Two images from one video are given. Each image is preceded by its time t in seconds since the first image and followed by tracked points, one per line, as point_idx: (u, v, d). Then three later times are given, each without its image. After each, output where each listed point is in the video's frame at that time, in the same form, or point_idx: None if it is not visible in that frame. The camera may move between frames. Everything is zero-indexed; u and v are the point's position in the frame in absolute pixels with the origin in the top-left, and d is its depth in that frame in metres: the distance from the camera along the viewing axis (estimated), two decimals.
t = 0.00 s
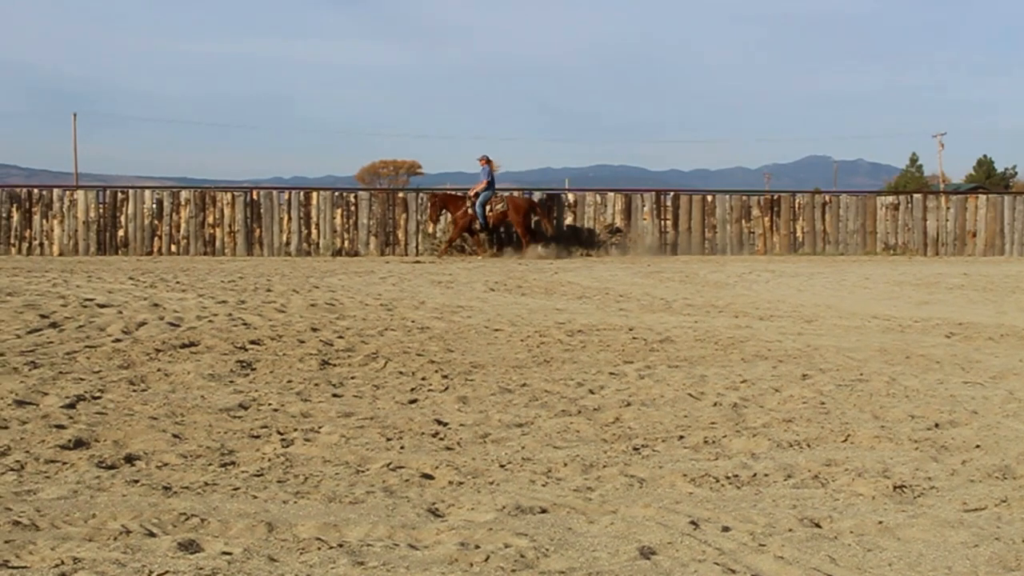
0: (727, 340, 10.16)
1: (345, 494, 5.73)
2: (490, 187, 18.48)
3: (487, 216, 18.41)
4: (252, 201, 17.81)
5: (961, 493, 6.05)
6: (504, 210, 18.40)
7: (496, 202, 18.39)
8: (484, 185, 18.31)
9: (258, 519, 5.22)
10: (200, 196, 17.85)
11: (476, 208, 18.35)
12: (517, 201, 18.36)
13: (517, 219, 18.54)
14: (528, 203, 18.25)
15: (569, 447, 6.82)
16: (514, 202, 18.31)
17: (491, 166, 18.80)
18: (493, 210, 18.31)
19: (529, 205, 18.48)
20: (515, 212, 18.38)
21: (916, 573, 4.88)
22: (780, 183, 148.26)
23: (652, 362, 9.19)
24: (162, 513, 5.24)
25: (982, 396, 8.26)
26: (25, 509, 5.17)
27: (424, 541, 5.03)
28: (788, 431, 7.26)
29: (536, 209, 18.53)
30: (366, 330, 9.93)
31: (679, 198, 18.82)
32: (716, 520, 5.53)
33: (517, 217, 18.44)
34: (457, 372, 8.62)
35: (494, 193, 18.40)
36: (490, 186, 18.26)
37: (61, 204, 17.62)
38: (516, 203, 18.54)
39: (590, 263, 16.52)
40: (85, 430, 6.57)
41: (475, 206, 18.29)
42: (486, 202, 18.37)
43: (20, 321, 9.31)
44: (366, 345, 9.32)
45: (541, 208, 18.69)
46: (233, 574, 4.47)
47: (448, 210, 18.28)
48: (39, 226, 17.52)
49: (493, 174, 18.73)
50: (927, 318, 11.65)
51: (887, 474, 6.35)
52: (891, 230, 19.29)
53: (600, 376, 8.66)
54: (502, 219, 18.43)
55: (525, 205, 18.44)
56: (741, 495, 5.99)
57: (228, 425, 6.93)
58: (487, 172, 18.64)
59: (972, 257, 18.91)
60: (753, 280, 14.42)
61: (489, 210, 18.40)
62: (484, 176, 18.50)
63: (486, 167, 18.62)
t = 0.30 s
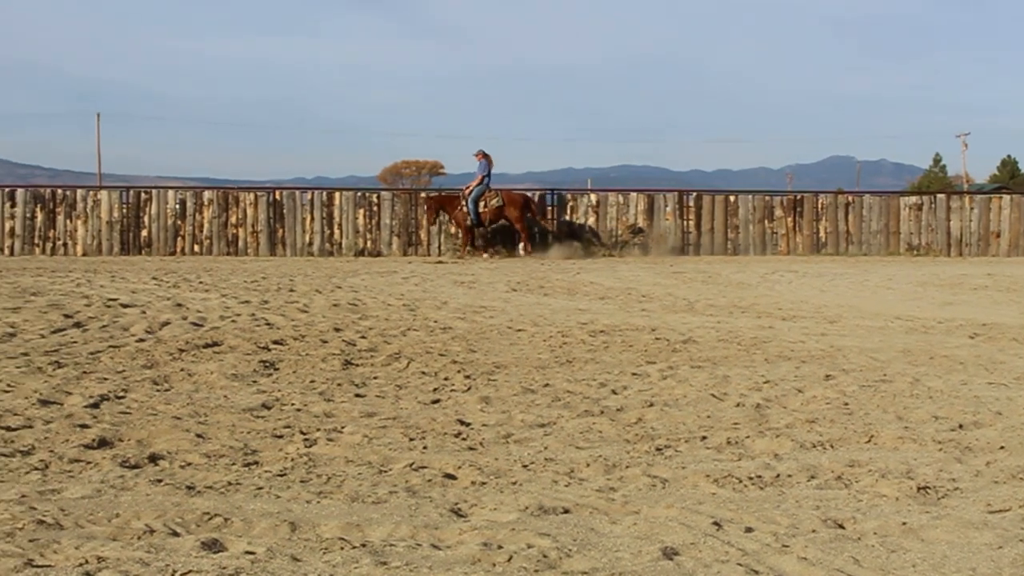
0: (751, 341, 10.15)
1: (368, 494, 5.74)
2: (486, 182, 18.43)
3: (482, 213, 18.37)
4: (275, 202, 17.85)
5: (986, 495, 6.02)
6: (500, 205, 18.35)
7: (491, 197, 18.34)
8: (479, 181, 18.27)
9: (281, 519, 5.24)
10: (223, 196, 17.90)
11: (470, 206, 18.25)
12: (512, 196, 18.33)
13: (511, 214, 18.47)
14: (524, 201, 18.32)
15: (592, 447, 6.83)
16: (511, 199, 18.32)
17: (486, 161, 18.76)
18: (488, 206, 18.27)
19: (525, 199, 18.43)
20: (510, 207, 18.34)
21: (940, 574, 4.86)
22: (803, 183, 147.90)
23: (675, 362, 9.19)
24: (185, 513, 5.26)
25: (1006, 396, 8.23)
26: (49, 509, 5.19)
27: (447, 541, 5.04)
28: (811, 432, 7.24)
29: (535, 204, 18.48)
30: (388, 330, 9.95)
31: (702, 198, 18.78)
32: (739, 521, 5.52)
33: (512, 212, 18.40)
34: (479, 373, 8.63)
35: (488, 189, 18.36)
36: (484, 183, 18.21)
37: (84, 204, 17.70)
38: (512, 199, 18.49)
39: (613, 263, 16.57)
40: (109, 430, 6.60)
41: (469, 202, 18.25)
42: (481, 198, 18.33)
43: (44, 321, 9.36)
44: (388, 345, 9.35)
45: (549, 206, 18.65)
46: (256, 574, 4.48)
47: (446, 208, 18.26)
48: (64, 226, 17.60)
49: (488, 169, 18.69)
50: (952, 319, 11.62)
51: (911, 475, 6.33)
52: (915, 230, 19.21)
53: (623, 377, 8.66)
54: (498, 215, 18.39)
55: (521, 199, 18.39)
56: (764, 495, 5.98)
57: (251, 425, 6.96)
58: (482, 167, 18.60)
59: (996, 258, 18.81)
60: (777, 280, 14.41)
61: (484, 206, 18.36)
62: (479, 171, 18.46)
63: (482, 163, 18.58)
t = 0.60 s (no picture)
0: (777, 341, 10.13)
1: (395, 494, 5.76)
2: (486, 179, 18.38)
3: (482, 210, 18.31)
4: (301, 202, 17.90)
5: (1014, 496, 5.99)
6: (499, 203, 18.29)
7: (491, 194, 18.28)
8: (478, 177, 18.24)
9: (308, 519, 5.26)
10: (249, 196, 17.95)
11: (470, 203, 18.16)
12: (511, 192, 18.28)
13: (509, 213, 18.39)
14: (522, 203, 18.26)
15: (618, 448, 6.83)
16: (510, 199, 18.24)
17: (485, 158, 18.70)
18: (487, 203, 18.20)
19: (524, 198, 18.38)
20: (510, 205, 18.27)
21: None
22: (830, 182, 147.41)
23: (701, 362, 9.18)
24: (212, 513, 5.29)
25: None
26: (77, 508, 5.23)
27: (474, 542, 5.05)
28: (838, 433, 7.22)
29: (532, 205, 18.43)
30: (414, 331, 9.98)
31: (728, 198, 18.75)
32: (766, 522, 5.51)
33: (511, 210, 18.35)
34: (505, 373, 8.64)
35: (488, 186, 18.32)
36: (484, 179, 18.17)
37: (111, 205, 17.76)
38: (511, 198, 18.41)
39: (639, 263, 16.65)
40: (136, 430, 6.64)
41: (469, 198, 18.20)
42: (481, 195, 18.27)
43: (72, 321, 9.43)
44: (414, 345, 9.37)
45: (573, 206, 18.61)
46: (283, 574, 4.50)
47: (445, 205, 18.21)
48: (91, 226, 17.68)
49: (486, 165, 18.66)
50: (980, 319, 11.57)
51: (938, 477, 6.30)
52: (942, 230, 19.12)
53: (649, 377, 8.65)
54: (497, 212, 18.33)
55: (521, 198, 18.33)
56: (791, 496, 5.96)
57: (278, 425, 6.99)
58: (481, 164, 18.55)
59: None
60: (803, 280, 14.40)
61: (485, 202, 18.30)
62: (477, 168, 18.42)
63: (480, 160, 18.54)
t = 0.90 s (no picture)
0: (814, 342, 10.08)
1: (431, 495, 5.78)
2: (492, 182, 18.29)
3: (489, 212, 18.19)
4: (337, 203, 17.98)
5: None
6: (506, 206, 18.17)
7: (499, 197, 18.18)
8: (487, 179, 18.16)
9: (344, 519, 5.29)
10: (286, 197, 18.03)
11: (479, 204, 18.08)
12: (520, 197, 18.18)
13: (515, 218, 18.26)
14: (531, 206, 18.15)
15: (654, 449, 6.82)
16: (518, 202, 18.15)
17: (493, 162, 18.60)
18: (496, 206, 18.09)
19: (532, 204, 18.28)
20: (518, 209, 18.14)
21: None
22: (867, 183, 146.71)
23: (737, 363, 9.16)
24: (249, 512, 5.32)
25: None
26: (115, 507, 5.27)
27: (509, 542, 5.06)
28: (875, 434, 7.18)
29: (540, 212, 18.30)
30: (450, 331, 10.00)
31: (764, 198, 18.69)
32: (803, 524, 5.49)
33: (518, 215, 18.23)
34: (541, 374, 8.64)
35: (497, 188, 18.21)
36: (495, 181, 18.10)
37: (149, 205, 17.85)
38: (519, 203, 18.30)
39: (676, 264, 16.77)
40: (174, 430, 6.69)
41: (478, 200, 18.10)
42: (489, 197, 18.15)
43: (110, 321, 9.51)
44: (450, 345, 9.39)
45: (608, 207, 18.51)
46: (319, 573, 4.53)
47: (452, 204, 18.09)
48: (128, 227, 17.79)
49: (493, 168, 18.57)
50: (1020, 320, 11.48)
51: (976, 479, 6.26)
52: (980, 231, 18.99)
53: (685, 378, 8.64)
54: (504, 216, 18.20)
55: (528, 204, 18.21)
56: (828, 498, 5.94)
57: (315, 425, 7.02)
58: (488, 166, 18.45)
59: None
60: (841, 280, 14.34)
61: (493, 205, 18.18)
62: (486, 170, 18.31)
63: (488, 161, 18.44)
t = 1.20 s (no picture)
0: (840, 343, 10.05)
1: (456, 495, 5.79)
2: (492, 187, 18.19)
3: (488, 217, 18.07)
4: (363, 204, 18.07)
5: None
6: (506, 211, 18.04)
7: (499, 202, 18.06)
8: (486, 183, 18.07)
9: (370, 519, 5.31)
10: (311, 198, 18.08)
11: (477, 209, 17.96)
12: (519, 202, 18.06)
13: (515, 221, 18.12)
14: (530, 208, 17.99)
15: (680, 449, 6.82)
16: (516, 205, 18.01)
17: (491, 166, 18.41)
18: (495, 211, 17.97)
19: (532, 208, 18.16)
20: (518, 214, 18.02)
21: None
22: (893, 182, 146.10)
23: (763, 364, 9.15)
24: (276, 513, 5.35)
25: None
26: (141, 507, 5.30)
27: (535, 542, 5.07)
28: (902, 435, 7.16)
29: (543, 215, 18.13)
30: (476, 332, 10.01)
31: (790, 199, 18.64)
32: (830, 525, 5.48)
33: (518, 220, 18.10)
34: (567, 374, 8.65)
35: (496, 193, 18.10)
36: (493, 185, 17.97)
37: (175, 206, 17.90)
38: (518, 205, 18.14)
39: (701, 264, 16.86)
40: (200, 430, 6.73)
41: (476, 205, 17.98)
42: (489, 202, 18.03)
43: (137, 321, 9.57)
44: (475, 346, 9.41)
45: (635, 207, 18.42)
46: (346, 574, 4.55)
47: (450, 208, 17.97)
48: (154, 227, 17.83)
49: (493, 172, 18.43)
50: None
51: (1004, 480, 6.23)
52: (1007, 231, 18.92)
53: (711, 379, 8.63)
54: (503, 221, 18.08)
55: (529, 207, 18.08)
56: (855, 499, 5.93)
57: (341, 426, 7.05)
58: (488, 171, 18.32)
59: None
60: (867, 281, 14.27)
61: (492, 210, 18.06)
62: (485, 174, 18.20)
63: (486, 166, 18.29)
